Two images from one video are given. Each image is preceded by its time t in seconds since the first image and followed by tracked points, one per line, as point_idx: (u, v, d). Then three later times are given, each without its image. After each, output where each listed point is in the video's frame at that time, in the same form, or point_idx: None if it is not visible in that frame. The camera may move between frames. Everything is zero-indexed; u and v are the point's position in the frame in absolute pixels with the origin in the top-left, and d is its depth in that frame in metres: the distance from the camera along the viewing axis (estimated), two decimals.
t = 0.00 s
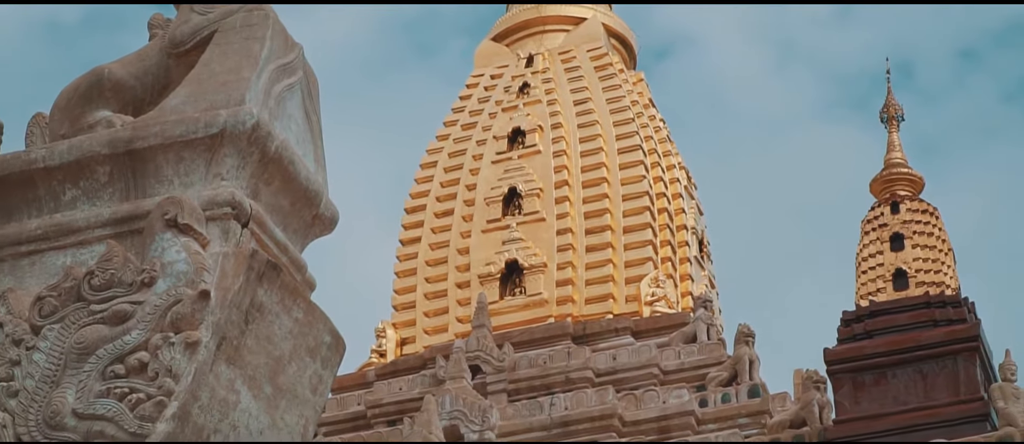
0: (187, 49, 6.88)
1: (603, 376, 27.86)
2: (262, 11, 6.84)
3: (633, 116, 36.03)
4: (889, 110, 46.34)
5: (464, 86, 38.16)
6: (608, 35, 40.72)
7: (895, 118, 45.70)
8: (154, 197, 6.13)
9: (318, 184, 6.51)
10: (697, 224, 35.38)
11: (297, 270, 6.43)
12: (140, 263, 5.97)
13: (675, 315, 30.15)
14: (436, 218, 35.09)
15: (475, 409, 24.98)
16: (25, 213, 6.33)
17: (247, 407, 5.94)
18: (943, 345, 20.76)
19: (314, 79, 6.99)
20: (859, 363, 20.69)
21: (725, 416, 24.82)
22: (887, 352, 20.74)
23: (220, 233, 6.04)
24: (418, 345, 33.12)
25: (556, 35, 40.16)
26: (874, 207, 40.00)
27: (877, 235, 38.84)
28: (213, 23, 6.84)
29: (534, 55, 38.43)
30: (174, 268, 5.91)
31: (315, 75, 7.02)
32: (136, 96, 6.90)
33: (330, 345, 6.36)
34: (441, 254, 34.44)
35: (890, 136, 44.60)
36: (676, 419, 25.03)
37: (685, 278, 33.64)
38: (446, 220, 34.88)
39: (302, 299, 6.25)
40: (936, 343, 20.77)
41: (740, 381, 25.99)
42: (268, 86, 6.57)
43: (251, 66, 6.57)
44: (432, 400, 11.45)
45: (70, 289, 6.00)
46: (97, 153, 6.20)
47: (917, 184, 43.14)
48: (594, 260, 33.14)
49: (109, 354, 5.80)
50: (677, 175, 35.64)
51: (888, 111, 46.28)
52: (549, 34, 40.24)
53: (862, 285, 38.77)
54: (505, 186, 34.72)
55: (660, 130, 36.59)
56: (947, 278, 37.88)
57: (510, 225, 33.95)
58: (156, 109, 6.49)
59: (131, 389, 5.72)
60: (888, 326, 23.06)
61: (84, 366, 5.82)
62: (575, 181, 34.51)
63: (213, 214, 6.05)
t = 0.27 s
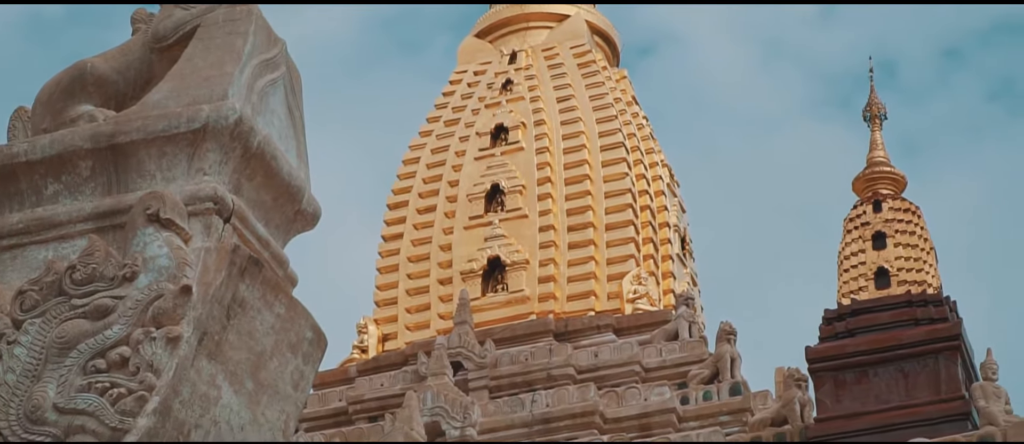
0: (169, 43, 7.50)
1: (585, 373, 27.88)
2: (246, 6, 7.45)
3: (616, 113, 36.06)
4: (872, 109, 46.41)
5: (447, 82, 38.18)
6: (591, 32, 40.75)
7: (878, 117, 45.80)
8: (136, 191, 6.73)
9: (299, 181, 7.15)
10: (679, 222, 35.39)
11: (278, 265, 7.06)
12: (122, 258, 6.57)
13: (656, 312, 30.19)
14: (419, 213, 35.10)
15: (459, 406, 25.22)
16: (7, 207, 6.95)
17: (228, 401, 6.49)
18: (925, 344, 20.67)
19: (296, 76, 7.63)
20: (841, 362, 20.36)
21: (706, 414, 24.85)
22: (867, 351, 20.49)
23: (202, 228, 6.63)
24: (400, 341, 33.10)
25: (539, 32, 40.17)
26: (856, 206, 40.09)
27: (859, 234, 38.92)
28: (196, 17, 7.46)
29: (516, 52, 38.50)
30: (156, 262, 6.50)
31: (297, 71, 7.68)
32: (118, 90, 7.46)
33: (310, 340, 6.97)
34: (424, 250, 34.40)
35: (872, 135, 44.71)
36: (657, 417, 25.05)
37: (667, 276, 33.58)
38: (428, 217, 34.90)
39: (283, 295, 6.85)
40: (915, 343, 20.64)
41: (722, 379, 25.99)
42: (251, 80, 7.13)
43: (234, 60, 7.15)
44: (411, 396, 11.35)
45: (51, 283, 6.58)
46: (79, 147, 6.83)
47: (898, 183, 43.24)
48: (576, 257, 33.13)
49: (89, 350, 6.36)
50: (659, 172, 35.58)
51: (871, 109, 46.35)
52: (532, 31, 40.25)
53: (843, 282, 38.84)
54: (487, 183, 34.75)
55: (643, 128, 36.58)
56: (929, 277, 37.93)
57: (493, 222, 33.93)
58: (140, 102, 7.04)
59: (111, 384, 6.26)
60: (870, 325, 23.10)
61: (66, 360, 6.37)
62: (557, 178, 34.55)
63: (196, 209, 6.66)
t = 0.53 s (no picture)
0: (152, 38, 8.08)
1: (566, 370, 27.82)
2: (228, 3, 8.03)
3: (599, 111, 36.06)
4: (854, 107, 46.49)
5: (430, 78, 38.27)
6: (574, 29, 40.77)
7: (860, 116, 45.89)
8: (116, 187, 7.31)
9: (281, 178, 7.74)
10: (661, 220, 35.33)
11: (259, 259, 7.62)
12: (103, 253, 7.13)
13: (638, 309, 30.23)
14: (400, 210, 35.06)
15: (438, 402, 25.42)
16: None
17: (209, 396, 7.11)
18: (904, 343, 20.55)
19: (275, 69, 8.20)
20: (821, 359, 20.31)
21: (686, 412, 24.94)
22: (848, 349, 20.46)
23: (183, 223, 7.20)
24: (381, 338, 33.10)
25: (522, 29, 40.19)
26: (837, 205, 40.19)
27: (840, 233, 39.00)
28: (178, 12, 8.04)
29: (499, 49, 38.55)
30: (137, 257, 7.06)
31: (276, 64, 8.23)
32: (100, 85, 8.07)
33: (291, 336, 7.64)
34: (405, 246, 34.37)
35: (855, 134, 44.80)
36: (638, 415, 24.98)
37: (649, 273, 33.55)
38: (410, 213, 34.86)
39: (263, 291, 7.48)
40: (896, 341, 20.66)
41: (703, 377, 26.07)
42: (233, 76, 7.74)
43: (216, 56, 7.73)
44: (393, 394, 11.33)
45: (32, 278, 7.15)
46: (61, 142, 7.41)
47: (880, 182, 43.32)
48: (558, 254, 33.10)
49: (70, 344, 6.93)
50: (641, 170, 35.58)
51: (853, 108, 46.43)
52: (515, 28, 40.28)
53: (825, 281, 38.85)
54: (469, 179, 34.75)
55: (626, 125, 36.54)
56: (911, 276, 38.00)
57: (474, 219, 33.90)
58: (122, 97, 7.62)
59: (92, 379, 6.82)
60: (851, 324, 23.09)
61: (46, 355, 6.93)
62: (539, 176, 34.58)
63: (178, 204, 7.22)
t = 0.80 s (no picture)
0: (133, 33, 8.13)
1: (545, 368, 27.88)
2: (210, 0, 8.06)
3: (580, 108, 36.07)
4: (835, 106, 46.58)
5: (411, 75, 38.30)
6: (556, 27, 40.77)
7: (841, 114, 45.96)
8: (97, 181, 7.33)
9: (261, 172, 7.78)
10: (642, 217, 35.33)
11: (240, 255, 7.65)
12: (82, 247, 7.15)
13: (619, 307, 30.24)
14: (381, 206, 35.05)
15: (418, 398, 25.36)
16: None
17: (188, 391, 7.19)
18: (883, 341, 20.27)
19: (258, 66, 8.26)
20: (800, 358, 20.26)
21: (666, 409, 24.96)
22: (828, 347, 20.35)
23: (164, 218, 7.22)
24: (361, 334, 33.12)
25: (504, 26, 40.18)
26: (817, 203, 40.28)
27: (820, 231, 39.07)
28: (158, 8, 8.09)
29: (481, 46, 38.57)
30: (117, 252, 7.07)
31: (259, 61, 8.28)
32: (80, 80, 8.15)
33: (271, 332, 7.69)
34: (385, 243, 34.38)
35: (835, 132, 44.88)
36: (617, 412, 25.05)
37: (629, 271, 33.56)
38: (390, 210, 34.84)
39: (243, 287, 7.53)
40: (876, 340, 20.37)
41: (682, 375, 26.07)
42: (214, 70, 7.77)
43: (197, 51, 7.77)
44: (371, 390, 11.33)
45: (12, 272, 7.18)
46: (41, 137, 7.44)
47: (861, 181, 43.41)
48: (538, 251, 33.08)
49: (49, 339, 6.96)
50: (622, 168, 35.59)
51: (834, 107, 46.52)
52: (496, 25, 40.28)
53: (804, 279, 38.91)
54: (450, 176, 34.74)
55: (607, 123, 36.57)
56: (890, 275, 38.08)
57: (455, 216, 33.90)
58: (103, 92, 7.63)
59: (72, 373, 6.87)
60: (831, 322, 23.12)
61: (26, 350, 6.97)
62: (520, 173, 34.53)
63: (159, 198, 7.24)
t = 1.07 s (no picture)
0: (112, 27, 8.52)
1: (523, 365, 27.92)
2: None
3: (559, 106, 36.10)
4: (815, 104, 46.65)
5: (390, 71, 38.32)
6: (536, 23, 40.80)
7: (821, 113, 46.06)
8: (76, 175, 7.77)
9: (239, 168, 8.18)
10: (621, 215, 35.36)
11: (217, 250, 8.05)
12: (60, 242, 7.57)
13: (596, 304, 30.29)
14: (360, 203, 35.03)
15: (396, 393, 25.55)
16: None
17: (166, 385, 7.61)
18: (861, 340, 20.28)
19: (238, 60, 8.70)
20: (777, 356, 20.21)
21: (643, 407, 24.98)
22: (807, 346, 20.23)
23: (142, 213, 7.66)
24: (339, 331, 33.07)
25: (484, 22, 40.22)
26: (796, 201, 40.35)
27: (799, 230, 39.14)
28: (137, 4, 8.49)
29: (461, 42, 38.64)
30: (95, 247, 7.49)
31: (238, 56, 8.71)
32: (60, 74, 8.52)
33: (249, 327, 8.06)
34: (363, 239, 34.37)
35: (815, 131, 44.96)
36: (595, 409, 25.07)
37: (607, 268, 33.61)
38: (369, 206, 34.81)
39: (222, 282, 7.92)
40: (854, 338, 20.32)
41: (660, 372, 26.03)
42: (194, 65, 8.19)
43: (177, 46, 8.19)
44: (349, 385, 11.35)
45: None
46: (20, 131, 7.87)
47: (840, 179, 43.49)
48: (517, 249, 33.06)
49: (27, 333, 7.37)
50: (601, 165, 35.59)
51: (814, 104, 46.60)
52: (476, 22, 40.30)
53: (783, 278, 38.96)
54: (428, 173, 34.71)
55: (586, 120, 36.58)
56: (868, 274, 38.18)
57: (434, 212, 33.88)
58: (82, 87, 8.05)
59: (49, 368, 7.27)
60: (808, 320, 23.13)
61: (4, 343, 7.38)
62: (499, 169, 34.46)
63: (137, 193, 7.67)
